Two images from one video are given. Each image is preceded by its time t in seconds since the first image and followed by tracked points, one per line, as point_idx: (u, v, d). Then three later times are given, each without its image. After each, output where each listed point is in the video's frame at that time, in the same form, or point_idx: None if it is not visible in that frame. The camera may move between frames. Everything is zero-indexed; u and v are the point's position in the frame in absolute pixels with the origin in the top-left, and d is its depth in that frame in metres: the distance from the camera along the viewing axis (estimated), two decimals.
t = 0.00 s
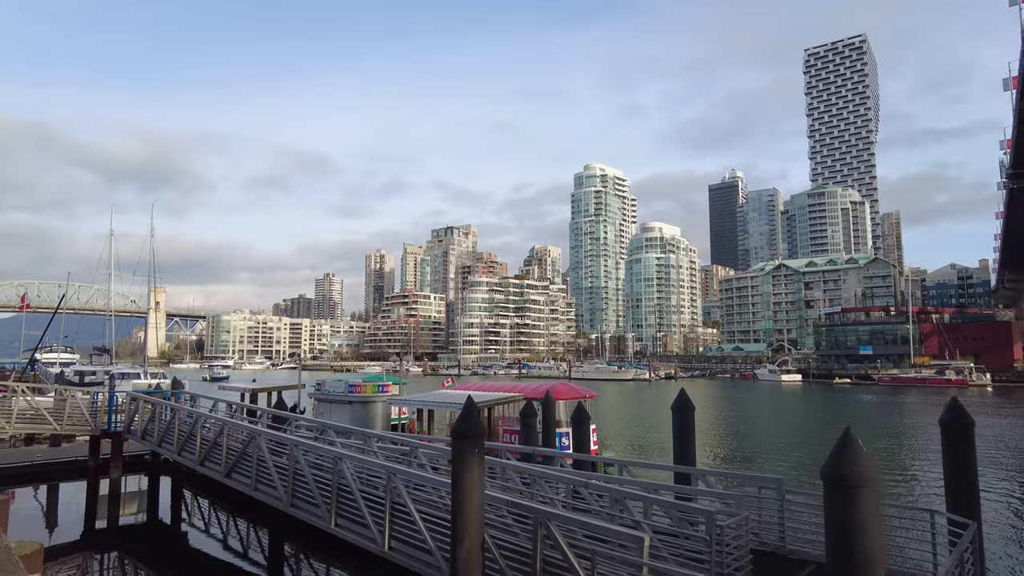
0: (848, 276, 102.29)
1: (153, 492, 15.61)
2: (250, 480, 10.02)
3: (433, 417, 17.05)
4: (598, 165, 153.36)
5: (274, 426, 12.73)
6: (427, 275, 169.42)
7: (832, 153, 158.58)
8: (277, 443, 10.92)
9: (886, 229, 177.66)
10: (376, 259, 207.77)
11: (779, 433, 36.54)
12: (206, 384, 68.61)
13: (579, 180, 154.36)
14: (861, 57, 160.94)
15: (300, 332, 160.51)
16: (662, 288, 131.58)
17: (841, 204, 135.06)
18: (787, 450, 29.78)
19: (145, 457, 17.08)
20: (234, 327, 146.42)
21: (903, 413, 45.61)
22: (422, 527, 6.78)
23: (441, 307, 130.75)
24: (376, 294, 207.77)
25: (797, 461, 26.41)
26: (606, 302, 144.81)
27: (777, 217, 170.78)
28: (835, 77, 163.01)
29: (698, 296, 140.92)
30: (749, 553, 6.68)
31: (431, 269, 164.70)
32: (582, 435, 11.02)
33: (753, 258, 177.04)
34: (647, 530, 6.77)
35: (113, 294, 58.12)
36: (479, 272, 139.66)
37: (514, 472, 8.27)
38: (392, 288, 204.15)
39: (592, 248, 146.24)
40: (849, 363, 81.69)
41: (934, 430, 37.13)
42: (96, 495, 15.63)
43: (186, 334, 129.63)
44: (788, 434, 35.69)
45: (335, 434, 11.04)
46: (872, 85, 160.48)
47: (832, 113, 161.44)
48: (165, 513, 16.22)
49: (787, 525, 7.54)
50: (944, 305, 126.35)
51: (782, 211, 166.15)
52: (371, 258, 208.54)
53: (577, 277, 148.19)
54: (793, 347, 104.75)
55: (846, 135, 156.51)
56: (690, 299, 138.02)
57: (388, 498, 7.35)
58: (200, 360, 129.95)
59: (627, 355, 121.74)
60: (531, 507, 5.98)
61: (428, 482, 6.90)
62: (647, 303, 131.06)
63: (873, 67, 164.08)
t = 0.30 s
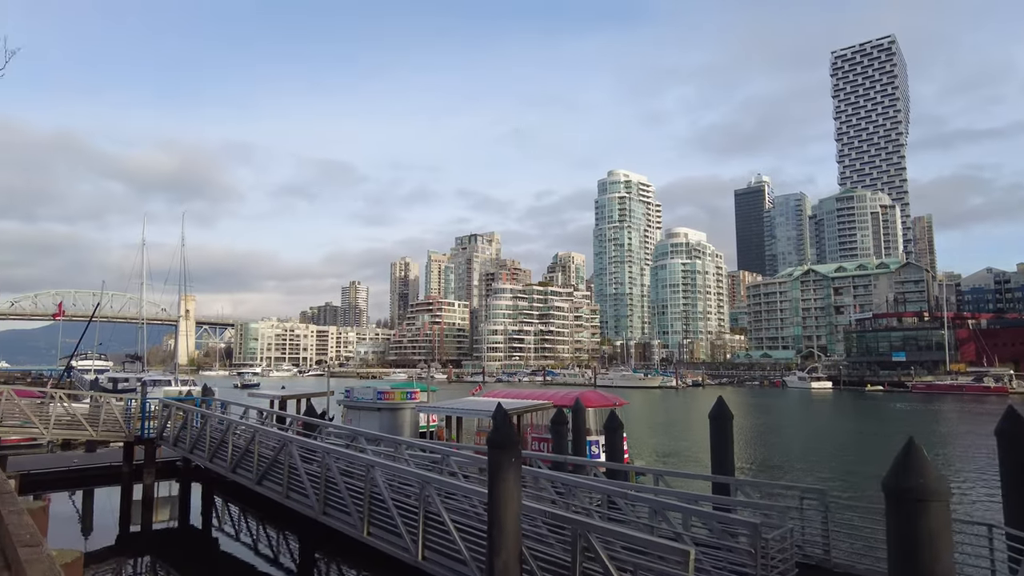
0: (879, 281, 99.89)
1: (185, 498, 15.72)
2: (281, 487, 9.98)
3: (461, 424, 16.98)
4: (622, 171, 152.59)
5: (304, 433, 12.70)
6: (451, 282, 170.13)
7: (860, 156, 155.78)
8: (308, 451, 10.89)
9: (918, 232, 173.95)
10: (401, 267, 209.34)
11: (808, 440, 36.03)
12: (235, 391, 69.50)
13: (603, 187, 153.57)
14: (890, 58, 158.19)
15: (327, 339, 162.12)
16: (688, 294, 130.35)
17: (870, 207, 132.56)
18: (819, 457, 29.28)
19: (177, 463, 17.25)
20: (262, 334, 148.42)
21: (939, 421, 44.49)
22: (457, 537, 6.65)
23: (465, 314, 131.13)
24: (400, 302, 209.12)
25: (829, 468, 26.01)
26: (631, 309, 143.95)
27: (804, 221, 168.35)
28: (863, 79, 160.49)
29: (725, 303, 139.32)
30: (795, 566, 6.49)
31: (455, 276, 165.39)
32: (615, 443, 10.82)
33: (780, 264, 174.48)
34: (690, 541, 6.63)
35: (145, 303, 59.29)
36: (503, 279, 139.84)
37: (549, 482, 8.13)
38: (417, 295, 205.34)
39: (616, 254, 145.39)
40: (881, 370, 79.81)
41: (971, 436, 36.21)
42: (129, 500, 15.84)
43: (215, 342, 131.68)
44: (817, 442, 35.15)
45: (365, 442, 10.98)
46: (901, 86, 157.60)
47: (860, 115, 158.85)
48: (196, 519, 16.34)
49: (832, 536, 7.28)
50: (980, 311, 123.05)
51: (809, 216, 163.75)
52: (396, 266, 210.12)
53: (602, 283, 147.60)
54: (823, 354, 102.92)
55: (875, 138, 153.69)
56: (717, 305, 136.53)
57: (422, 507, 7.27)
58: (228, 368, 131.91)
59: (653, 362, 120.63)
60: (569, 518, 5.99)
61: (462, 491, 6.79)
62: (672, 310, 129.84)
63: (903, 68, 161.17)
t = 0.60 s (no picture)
0: (907, 285, 97.74)
1: (212, 504, 15.81)
2: (310, 495, 9.95)
3: (487, 431, 16.84)
4: (643, 176, 151.64)
5: (332, 439, 12.65)
6: (472, 289, 170.52)
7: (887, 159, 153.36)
8: (336, 457, 10.84)
9: (948, 236, 170.37)
10: (423, 273, 210.48)
11: (835, 447, 35.47)
12: (261, 397, 70.28)
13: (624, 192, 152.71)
14: (917, 59, 155.62)
15: (350, 345, 163.37)
16: (711, 300, 129.03)
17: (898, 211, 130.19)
18: (845, 464, 28.92)
19: (204, 469, 17.36)
20: (286, 341, 150.07)
21: (972, 429, 43.48)
22: (490, 549, 6.50)
23: (487, 321, 131.27)
24: (422, 308, 210.13)
25: (861, 476, 25.57)
26: (653, 314, 142.93)
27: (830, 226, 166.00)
28: (889, 81, 158.07)
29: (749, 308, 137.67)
30: None
31: (477, 283, 165.84)
32: (647, 450, 10.62)
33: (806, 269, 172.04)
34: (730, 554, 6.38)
35: (173, 310, 60.25)
36: (524, 286, 139.81)
37: (583, 491, 7.93)
38: (438, 302, 206.26)
39: (638, 260, 144.57)
40: (911, 377, 77.94)
41: (1005, 445, 35.37)
42: (160, 506, 15.99)
43: (240, 349, 133.30)
44: (847, 449, 34.54)
45: (393, 448, 10.92)
46: (929, 87, 154.86)
47: (886, 118, 156.39)
48: (223, 525, 16.43)
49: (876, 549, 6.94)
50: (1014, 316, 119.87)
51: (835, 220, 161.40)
52: (418, 272, 211.29)
53: (624, 289, 146.82)
54: (850, 360, 101.05)
55: (902, 140, 151.12)
56: (742, 311, 134.95)
57: (454, 517, 7.13)
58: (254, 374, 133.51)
59: (677, 369, 119.45)
60: (605, 529, 5.86)
61: (494, 499, 6.63)
62: (696, 316, 128.68)
63: (930, 69, 158.43)
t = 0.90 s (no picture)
0: (931, 287, 95.88)
1: (235, 506, 15.85)
2: (333, 499, 9.88)
3: (508, 435, 16.75)
4: (661, 179, 150.68)
5: (354, 443, 12.60)
6: (489, 292, 170.55)
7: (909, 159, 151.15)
8: (358, 462, 10.76)
9: (973, 237, 167.40)
10: (440, 277, 211.08)
11: (858, 452, 34.96)
12: (281, 400, 70.82)
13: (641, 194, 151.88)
14: (940, 57, 153.30)
15: (368, 349, 164.19)
16: (731, 302, 127.83)
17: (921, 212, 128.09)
18: (868, 469, 28.58)
19: (227, 472, 17.46)
20: (305, 344, 151.18)
21: (999, 433, 42.62)
22: (518, 555, 6.38)
23: (504, 324, 131.33)
24: (439, 312, 210.62)
25: (888, 482, 25.14)
26: (672, 317, 141.97)
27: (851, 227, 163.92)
28: (911, 80, 155.90)
29: (769, 311, 136.24)
30: None
31: (494, 286, 165.97)
32: (675, 457, 10.49)
33: (826, 271, 170.01)
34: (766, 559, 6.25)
35: (195, 314, 60.92)
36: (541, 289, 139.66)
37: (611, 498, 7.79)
38: (455, 305, 206.63)
39: (656, 262, 143.74)
40: (937, 381, 76.35)
41: None
42: (183, 508, 16.09)
43: (260, 352, 134.46)
44: (868, 454, 34.05)
45: (416, 452, 10.82)
46: (952, 86, 152.40)
47: (908, 117, 154.15)
48: (246, 528, 16.47)
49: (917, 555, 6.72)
50: None
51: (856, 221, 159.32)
52: (435, 276, 211.97)
53: (641, 292, 146.10)
54: (873, 364, 99.37)
55: (925, 140, 148.84)
56: (761, 314, 133.59)
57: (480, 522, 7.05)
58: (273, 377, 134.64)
59: (696, 373, 118.50)
60: (638, 537, 5.75)
61: (521, 505, 6.51)
62: (715, 319, 127.65)
63: (954, 67, 155.95)
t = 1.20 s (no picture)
0: (962, 286, 93.32)
1: (262, 508, 15.89)
2: (360, 502, 9.77)
3: (533, 437, 16.63)
4: (682, 178, 149.25)
5: (380, 445, 12.52)
6: (510, 293, 170.60)
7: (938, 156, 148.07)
8: (385, 464, 10.65)
9: (1004, 235, 163.59)
10: (461, 279, 211.74)
11: (888, 455, 34.32)
12: (306, 402, 71.41)
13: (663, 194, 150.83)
14: (969, 51, 149.92)
15: (390, 351, 165.15)
16: (755, 303, 126.26)
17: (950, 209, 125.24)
18: (898, 471, 28.21)
19: (252, 473, 17.53)
20: (328, 346, 152.54)
21: None
22: (551, 562, 6.23)
23: (525, 325, 131.25)
24: (460, 313, 211.23)
25: (922, 486, 24.53)
26: (694, 318, 140.72)
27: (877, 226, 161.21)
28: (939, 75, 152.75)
29: (793, 311, 134.45)
30: None
31: (514, 288, 166.06)
32: (708, 462, 10.24)
33: (852, 270, 167.44)
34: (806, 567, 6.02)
35: (221, 317, 61.80)
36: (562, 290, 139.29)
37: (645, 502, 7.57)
38: (476, 306, 207.07)
39: (678, 263, 142.59)
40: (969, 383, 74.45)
41: None
42: (209, 509, 16.19)
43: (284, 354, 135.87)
44: (898, 457, 33.37)
45: (444, 454, 10.68)
46: (982, 80, 148.93)
47: (936, 113, 151.07)
48: (271, 530, 16.52)
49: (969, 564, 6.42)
50: None
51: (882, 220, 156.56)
52: (456, 278, 212.73)
53: (663, 293, 145.15)
54: (901, 364, 97.30)
55: (954, 136, 145.69)
56: (786, 314, 131.90)
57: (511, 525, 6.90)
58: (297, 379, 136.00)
59: (720, 374, 117.29)
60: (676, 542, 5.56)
61: (553, 508, 6.36)
62: (739, 320, 126.40)
63: (983, 61, 152.38)
